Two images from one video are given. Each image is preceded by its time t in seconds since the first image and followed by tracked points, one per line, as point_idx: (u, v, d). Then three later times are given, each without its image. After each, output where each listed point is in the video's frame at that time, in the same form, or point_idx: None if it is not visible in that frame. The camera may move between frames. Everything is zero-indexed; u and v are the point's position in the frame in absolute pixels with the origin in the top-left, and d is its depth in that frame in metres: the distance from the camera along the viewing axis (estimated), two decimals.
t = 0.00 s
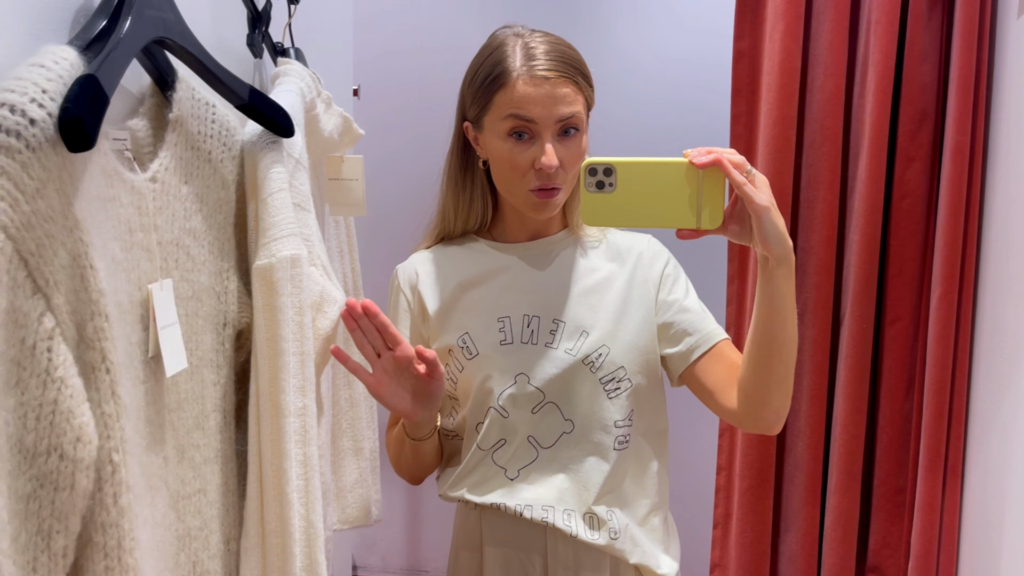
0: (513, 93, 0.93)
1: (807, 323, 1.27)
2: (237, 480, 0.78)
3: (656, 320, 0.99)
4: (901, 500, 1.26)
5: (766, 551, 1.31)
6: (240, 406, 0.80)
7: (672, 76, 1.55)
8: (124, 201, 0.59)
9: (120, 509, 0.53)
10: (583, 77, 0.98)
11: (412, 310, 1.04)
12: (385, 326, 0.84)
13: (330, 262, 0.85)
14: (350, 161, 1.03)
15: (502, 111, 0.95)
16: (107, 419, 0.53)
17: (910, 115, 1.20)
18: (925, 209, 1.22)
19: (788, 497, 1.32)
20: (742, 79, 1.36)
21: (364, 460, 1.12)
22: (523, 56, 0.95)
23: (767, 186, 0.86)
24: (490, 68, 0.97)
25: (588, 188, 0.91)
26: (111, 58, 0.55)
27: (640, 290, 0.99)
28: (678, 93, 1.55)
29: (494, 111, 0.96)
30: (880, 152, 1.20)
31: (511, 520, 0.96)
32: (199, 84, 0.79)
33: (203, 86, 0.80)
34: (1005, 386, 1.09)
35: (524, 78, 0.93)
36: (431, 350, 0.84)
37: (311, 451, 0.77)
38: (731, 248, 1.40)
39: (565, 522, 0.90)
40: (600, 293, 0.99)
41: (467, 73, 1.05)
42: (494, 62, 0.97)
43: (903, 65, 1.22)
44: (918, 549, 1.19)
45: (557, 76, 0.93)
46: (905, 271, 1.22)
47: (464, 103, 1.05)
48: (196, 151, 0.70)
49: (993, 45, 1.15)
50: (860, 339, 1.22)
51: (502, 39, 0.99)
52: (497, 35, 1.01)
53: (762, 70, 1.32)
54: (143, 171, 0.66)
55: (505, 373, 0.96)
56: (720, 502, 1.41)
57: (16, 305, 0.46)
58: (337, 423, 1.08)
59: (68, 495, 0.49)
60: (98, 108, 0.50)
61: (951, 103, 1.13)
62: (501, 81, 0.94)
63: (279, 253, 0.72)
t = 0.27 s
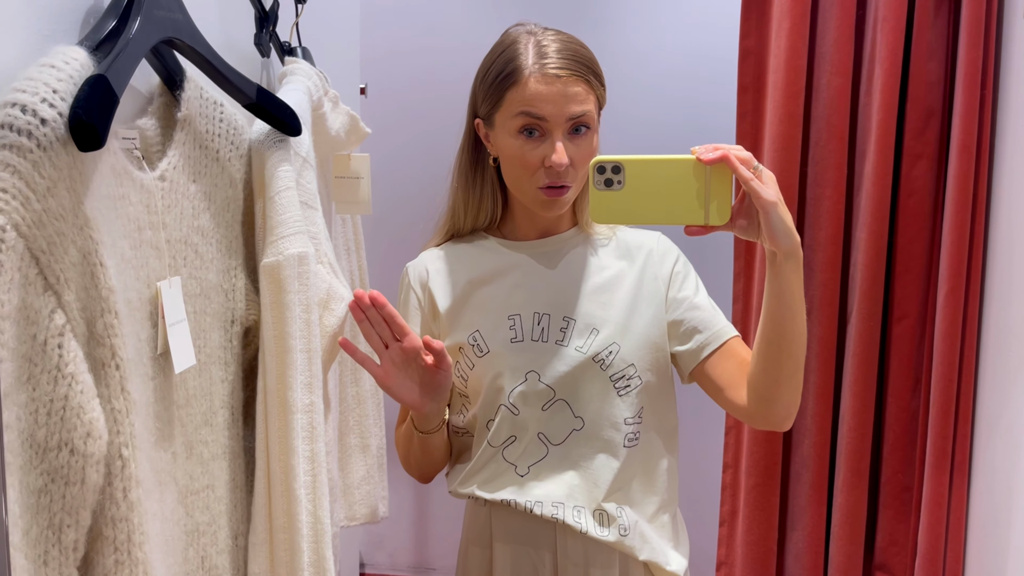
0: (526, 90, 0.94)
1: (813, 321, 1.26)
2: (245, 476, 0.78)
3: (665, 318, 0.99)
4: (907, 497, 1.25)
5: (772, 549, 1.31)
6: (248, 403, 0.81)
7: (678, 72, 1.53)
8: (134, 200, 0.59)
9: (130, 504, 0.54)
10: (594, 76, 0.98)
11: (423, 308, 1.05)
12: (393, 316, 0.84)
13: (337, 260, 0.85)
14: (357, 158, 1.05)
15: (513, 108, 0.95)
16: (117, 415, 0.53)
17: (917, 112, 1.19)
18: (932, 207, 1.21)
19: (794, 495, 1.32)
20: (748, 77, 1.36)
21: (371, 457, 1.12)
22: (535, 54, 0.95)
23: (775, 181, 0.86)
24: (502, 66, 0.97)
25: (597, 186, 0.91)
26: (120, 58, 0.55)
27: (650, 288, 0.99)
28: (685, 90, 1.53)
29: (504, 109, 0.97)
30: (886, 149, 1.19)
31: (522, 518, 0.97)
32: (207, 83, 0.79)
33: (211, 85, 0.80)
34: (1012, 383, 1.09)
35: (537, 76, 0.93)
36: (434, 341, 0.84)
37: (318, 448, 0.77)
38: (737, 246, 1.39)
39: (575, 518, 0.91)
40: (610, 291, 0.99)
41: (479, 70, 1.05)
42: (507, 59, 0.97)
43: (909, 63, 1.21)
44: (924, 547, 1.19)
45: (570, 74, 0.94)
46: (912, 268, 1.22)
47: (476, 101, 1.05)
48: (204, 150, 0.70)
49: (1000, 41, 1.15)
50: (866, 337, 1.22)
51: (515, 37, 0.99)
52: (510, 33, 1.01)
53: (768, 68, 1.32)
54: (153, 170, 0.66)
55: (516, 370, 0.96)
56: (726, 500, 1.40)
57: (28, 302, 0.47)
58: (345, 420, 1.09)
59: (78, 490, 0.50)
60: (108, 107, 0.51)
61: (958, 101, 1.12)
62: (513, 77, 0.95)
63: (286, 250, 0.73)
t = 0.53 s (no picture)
0: (534, 90, 0.94)
1: (819, 320, 1.26)
2: (251, 474, 0.79)
3: (672, 316, 0.99)
4: (913, 496, 1.25)
5: (778, 548, 1.30)
6: (255, 401, 0.81)
7: (683, 70, 1.53)
8: (140, 199, 0.60)
9: (137, 501, 0.54)
10: (603, 76, 0.98)
11: (430, 307, 1.04)
12: (398, 316, 0.84)
13: (342, 259, 0.85)
14: (362, 158, 1.04)
15: (521, 108, 0.95)
16: (124, 412, 0.54)
17: (923, 111, 1.19)
18: (938, 205, 1.20)
19: (800, 494, 1.31)
20: (754, 75, 1.36)
21: (377, 456, 1.13)
22: (544, 54, 0.95)
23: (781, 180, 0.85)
24: (511, 66, 0.97)
25: (603, 186, 0.91)
26: (127, 58, 0.56)
27: (657, 286, 0.99)
28: (690, 88, 1.53)
29: (512, 109, 0.97)
30: (892, 148, 1.18)
31: (529, 515, 0.97)
32: (213, 83, 0.80)
33: (218, 84, 0.81)
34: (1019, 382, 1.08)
35: (545, 75, 0.93)
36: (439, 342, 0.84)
37: (324, 446, 0.77)
38: (743, 245, 1.39)
39: (582, 516, 0.91)
40: (617, 290, 0.99)
41: (488, 69, 1.05)
42: (515, 59, 0.97)
43: (914, 61, 1.21)
44: (930, 546, 1.18)
45: (578, 74, 0.94)
46: (918, 267, 1.21)
47: (484, 100, 1.06)
48: (210, 150, 0.71)
49: (1006, 38, 1.14)
50: (872, 336, 1.21)
51: (523, 36, 0.99)
52: (519, 32, 1.01)
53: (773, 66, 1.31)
54: (159, 169, 0.67)
55: (521, 369, 0.96)
56: (731, 499, 1.40)
57: (36, 300, 0.48)
58: (350, 419, 1.09)
59: (86, 487, 0.50)
60: (114, 106, 0.51)
61: (963, 99, 1.12)
62: (521, 77, 0.95)
63: (292, 249, 0.73)
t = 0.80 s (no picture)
0: (538, 90, 0.94)
1: (823, 321, 1.25)
2: (255, 475, 0.79)
3: (675, 317, 0.99)
4: (917, 496, 1.24)
5: (781, 548, 1.30)
6: (258, 402, 0.81)
7: (685, 71, 1.53)
8: (144, 201, 0.60)
9: (141, 501, 0.54)
10: (606, 78, 0.98)
11: (434, 308, 1.04)
12: (405, 326, 0.83)
13: (346, 260, 0.86)
14: (365, 158, 1.05)
15: (525, 108, 0.95)
16: (128, 413, 0.54)
17: (925, 111, 1.18)
18: (941, 205, 1.20)
19: (803, 494, 1.31)
20: (757, 75, 1.35)
21: (380, 457, 1.13)
22: (548, 54, 0.95)
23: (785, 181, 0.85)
24: (515, 66, 0.97)
25: (608, 186, 0.91)
26: (132, 61, 0.56)
27: (659, 287, 0.99)
28: (692, 89, 1.53)
29: (516, 109, 0.97)
30: (895, 148, 1.18)
31: (533, 516, 0.97)
32: (216, 85, 0.80)
33: (222, 86, 0.81)
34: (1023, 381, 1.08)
35: (549, 76, 0.93)
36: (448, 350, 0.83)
37: (327, 447, 0.78)
38: (745, 245, 1.38)
39: (587, 516, 0.91)
40: (619, 290, 0.99)
41: (492, 69, 1.05)
42: (519, 60, 0.97)
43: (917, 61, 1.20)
44: (935, 547, 1.18)
45: (582, 75, 0.94)
46: (920, 267, 1.21)
47: (487, 100, 1.06)
48: (214, 152, 0.71)
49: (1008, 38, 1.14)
50: (875, 336, 1.21)
51: (527, 37, 0.99)
52: (523, 33, 1.01)
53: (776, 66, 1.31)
54: (163, 171, 0.67)
55: (525, 369, 0.96)
56: (735, 499, 1.40)
57: (41, 301, 0.48)
58: (354, 420, 1.09)
59: (90, 487, 0.50)
60: (118, 108, 0.51)
61: (966, 99, 1.11)
62: (525, 77, 0.95)
63: (295, 250, 0.73)
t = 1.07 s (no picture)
0: (542, 95, 0.94)
1: (823, 325, 1.26)
2: (258, 481, 0.79)
3: (672, 322, 0.99)
4: (917, 500, 1.24)
5: (783, 552, 1.30)
6: (261, 409, 0.81)
7: (685, 76, 1.53)
8: (148, 210, 0.61)
9: (146, 508, 0.55)
10: (609, 86, 0.99)
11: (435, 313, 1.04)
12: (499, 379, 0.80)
13: (348, 267, 0.86)
14: (367, 166, 1.05)
15: (528, 111, 0.96)
16: (133, 421, 0.54)
17: (924, 116, 1.19)
18: (941, 209, 1.20)
19: (804, 498, 1.31)
20: (757, 80, 1.36)
21: (382, 462, 1.13)
22: (553, 61, 0.96)
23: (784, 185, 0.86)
24: (519, 70, 0.98)
25: (608, 188, 0.91)
26: (136, 71, 0.56)
27: (657, 292, 1.00)
28: (691, 94, 1.53)
29: (519, 112, 0.97)
30: (894, 153, 1.18)
31: (535, 522, 0.97)
32: (219, 93, 0.80)
33: (224, 95, 0.81)
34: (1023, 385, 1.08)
35: (554, 81, 0.94)
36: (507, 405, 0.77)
37: (330, 453, 0.78)
38: (746, 249, 1.39)
39: (587, 522, 0.91)
40: (618, 296, 0.99)
41: (496, 74, 1.06)
42: (523, 65, 0.98)
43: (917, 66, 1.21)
44: (936, 551, 1.18)
45: (586, 82, 0.94)
46: (921, 272, 1.21)
47: (491, 103, 1.06)
48: (217, 160, 0.72)
49: (1007, 44, 1.14)
50: (875, 341, 1.21)
51: (531, 43, 1.00)
52: (530, 39, 1.01)
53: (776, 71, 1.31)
54: (166, 180, 0.68)
55: (525, 374, 0.97)
56: (736, 503, 1.40)
57: (46, 312, 0.48)
58: (356, 425, 1.10)
59: (95, 495, 0.51)
60: (122, 119, 0.52)
61: (966, 104, 1.12)
62: (528, 82, 0.95)
63: (297, 258, 0.74)
